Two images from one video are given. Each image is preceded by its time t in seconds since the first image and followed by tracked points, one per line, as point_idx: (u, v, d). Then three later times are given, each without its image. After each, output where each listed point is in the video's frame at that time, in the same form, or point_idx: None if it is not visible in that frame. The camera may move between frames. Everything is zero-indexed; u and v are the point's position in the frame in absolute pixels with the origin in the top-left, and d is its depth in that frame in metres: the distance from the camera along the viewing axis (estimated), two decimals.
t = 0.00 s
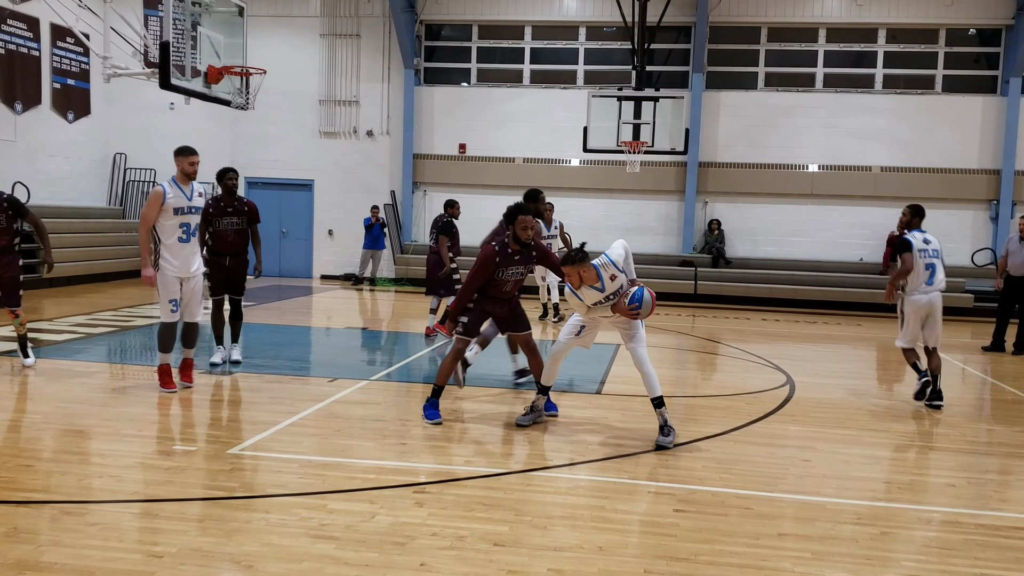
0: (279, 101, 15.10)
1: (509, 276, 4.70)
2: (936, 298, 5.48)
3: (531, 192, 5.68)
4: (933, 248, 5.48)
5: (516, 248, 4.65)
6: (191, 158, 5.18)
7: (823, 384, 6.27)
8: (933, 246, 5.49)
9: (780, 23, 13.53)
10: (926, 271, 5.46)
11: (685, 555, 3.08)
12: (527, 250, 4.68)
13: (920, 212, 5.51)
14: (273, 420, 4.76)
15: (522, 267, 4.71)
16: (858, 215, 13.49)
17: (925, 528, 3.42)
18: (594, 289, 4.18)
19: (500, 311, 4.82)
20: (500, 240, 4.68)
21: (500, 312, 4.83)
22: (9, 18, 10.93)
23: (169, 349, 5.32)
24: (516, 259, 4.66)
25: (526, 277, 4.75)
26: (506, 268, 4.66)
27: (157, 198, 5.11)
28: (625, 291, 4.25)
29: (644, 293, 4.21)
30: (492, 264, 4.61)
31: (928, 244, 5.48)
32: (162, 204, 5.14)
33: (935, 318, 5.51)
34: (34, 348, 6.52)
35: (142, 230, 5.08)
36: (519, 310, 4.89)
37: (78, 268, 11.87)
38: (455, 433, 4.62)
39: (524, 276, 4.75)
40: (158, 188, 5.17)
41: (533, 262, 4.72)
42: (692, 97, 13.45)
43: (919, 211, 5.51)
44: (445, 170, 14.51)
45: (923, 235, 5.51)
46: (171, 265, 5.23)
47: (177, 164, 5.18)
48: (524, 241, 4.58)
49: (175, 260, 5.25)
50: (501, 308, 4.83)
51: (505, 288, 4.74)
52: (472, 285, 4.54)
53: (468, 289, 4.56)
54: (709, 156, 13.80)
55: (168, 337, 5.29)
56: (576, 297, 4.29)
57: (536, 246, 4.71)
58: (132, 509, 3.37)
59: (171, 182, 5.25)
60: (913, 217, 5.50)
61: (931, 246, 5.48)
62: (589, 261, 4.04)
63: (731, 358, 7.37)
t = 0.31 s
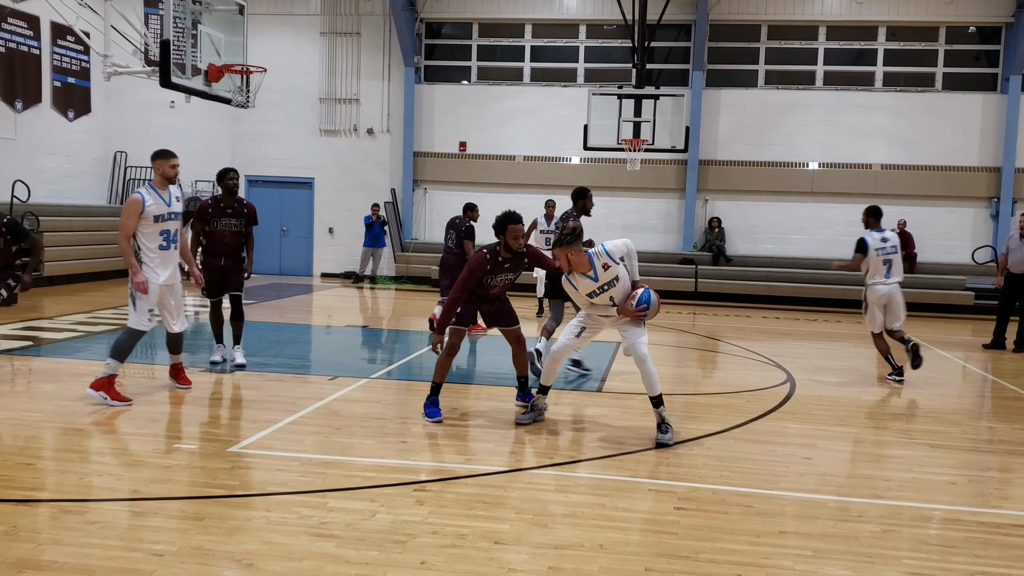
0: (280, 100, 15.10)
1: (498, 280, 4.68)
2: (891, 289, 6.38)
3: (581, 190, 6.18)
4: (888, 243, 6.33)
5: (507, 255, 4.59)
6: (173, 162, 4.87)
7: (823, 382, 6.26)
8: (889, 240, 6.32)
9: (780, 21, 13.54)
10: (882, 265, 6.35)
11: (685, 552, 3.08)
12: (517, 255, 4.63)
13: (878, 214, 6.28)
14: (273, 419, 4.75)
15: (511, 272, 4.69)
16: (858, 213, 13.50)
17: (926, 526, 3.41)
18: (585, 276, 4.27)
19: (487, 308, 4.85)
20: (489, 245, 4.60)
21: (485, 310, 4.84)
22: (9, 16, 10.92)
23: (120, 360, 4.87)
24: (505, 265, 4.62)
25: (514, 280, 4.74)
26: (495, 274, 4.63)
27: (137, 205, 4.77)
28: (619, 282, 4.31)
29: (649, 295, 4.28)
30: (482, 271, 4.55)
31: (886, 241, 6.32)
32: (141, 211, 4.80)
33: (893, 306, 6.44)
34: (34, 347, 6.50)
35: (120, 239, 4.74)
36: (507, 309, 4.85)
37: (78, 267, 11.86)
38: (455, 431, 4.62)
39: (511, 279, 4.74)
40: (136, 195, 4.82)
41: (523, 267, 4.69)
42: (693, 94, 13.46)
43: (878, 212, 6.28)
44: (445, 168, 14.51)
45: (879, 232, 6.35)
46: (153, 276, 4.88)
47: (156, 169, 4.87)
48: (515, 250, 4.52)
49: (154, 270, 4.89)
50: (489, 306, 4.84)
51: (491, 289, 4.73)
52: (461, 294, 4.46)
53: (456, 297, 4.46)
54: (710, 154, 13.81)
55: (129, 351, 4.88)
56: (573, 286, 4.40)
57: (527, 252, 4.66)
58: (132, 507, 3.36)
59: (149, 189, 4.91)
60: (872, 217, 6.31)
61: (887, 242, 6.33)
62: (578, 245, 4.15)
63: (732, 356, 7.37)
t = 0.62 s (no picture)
0: (279, 99, 15.12)
1: (517, 280, 4.66)
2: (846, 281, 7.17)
3: (608, 193, 6.46)
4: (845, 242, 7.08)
5: (526, 253, 4.62)
6: (155, 155, 4.76)
7: (823, 380, 6.26)
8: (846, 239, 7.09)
9: (779, 19, 13.53)
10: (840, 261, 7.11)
11: (685, 551, 3.08)
12: (537, 255, 4.67)
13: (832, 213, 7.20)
14: (273, 418, 4.75)
15: (530, 272, 4.69)
16: (858, 211, 13.51)
17: (926, 525, 3.41)
18: (608, 267, 4.38)
19: (508, 313, 4.79)
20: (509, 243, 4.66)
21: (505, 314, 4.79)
22: (8, 16, 10.91)
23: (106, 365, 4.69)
24: (525, 263, 4.64)
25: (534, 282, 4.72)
26: (515, 271, 4.63)
27: (129, 195, 4.53)
28: (642, 272, 4.38)
29: (680, 286, 4.20)
30: (499, 265, 4.58)
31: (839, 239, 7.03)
32: (129, 202, 4.55)
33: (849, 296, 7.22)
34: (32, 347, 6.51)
35: (115, 232, 4.44)
36: (529, 313, 4.82)
37: (77, 266, 11.87)
38: (455, 430, 4.61)
39: (531, 281, 4.72)
40: (121, 183, 4.56)
41: (542, 268, 4.71)
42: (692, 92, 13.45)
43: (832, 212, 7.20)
44: (444, 167, 14.52)
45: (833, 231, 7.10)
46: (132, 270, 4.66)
47: (136, 160, 4.67)
48: (534, 242, 4.58)
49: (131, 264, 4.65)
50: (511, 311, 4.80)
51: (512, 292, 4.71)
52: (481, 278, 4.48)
53: (474, 281, 4.47)
54: (709, 152, 13.81)
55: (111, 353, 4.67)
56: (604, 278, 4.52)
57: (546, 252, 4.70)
58: (132, 507, 3.35)
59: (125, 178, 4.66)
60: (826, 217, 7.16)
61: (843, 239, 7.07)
62: (595, 236, 4.23)
63: (732, 354, 7.37)
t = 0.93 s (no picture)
0: (278, 100, 15.15)
1: (555, 285, 4.91)
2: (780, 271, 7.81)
3: (624, 193, 6.54)
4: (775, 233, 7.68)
5: (563, 259, 4.84)
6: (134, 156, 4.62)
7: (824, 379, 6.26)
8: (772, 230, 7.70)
9: (779, 17, 13.48)
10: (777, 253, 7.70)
11: (685, 550, 3.08)
12: (574, 261, 4.87)
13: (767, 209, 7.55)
14: (274, 418, 4.78)
15: (569, 277, 4.91)
16: (859, 209, 13.45)
17: (926, 523, 3.40)
18: (624, 269, 4.39)
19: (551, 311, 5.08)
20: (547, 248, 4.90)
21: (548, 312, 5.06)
22: (9, 19, 10.97)
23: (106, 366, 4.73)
24: (561, 269, 4.86)
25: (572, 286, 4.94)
26: (551, 276, 4.88)
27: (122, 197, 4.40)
28: (655, 272, 4.32)
29: (691, 287, 4.15)
30: (537, 271, 4.84)
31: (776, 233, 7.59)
32: (121, 203, 4.41)
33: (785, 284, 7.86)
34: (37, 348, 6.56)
35: (104, 233, 4.29)
36: (572, 309, 5.07)
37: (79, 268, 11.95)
38: (456, 430, 4.63)
39: (570, 285, 4.94)
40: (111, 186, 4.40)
41: (579, 274, 4.90)
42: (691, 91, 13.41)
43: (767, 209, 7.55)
44: (444, 167, 14.52)
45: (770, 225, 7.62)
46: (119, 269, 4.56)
47: (118, 161, 4.53)
48: (569, 250, 4.78)
49: (117, 264, 4.54)
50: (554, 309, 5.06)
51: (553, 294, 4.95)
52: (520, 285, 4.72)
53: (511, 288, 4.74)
54: (709, 151, 13.77)
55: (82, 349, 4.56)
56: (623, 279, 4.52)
57: (584, 259, 4.89)
58: (135, 507, 3.38)
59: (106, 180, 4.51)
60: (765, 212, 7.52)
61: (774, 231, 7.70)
62: (609, 238, 4.29)
63: (732, 353, 7.36)
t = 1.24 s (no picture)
0: (280, 97, 15.12)
1: (582, 299, 4.96)
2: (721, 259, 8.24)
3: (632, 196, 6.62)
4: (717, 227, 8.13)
5: (591, 275, 4.89)
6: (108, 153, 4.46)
7: (826, 377, 6.25)
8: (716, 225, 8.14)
9: (782, 15, 13.50)
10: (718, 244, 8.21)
11: (687, 548, 3.08)
12: (602, 279, 4.91)
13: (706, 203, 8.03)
14: (276, 416, 4.77)
15: (596, 292, 4.94)
16: (861, 208, 13.48)
17: (928, 521, 3.40)
18: (646, 270, 4.38)
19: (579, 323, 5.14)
20: (577, 265, 4.95)
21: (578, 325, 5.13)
22: (10, 16, 10.95)
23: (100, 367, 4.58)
24: (588, 285, 4.91)
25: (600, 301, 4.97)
26: (579, 291, 4.94)
27: (99, 193, 4.25)
28: (679, 278, 4.34)
29: (713, 295, 4.18)
30: (564, 285, 4.91)
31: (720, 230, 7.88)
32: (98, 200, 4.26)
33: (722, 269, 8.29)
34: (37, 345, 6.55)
35: (80, 232, 4.15)
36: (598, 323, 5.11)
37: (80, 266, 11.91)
38: (458, 428, 4.62)
39: (598, 300, 4.99)
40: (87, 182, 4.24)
41: (607, 289, 4.92)
42: (694, 89, 13.43)
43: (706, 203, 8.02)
44: (446, 165, 14.52)
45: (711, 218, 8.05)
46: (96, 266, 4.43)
47: (92, 160, 4.37)
48: (597, 269, 4.83)
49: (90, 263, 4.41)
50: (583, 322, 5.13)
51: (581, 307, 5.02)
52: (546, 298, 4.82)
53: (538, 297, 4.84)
54: (711, 149, 13.79)
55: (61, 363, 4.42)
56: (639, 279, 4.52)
57: (613, 275, 4.90)
58: (137, 505, 3.37)
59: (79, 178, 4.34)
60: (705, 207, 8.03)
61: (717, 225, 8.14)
62: (637, 237, 4.24)
63: (734, 351, 7.36)
